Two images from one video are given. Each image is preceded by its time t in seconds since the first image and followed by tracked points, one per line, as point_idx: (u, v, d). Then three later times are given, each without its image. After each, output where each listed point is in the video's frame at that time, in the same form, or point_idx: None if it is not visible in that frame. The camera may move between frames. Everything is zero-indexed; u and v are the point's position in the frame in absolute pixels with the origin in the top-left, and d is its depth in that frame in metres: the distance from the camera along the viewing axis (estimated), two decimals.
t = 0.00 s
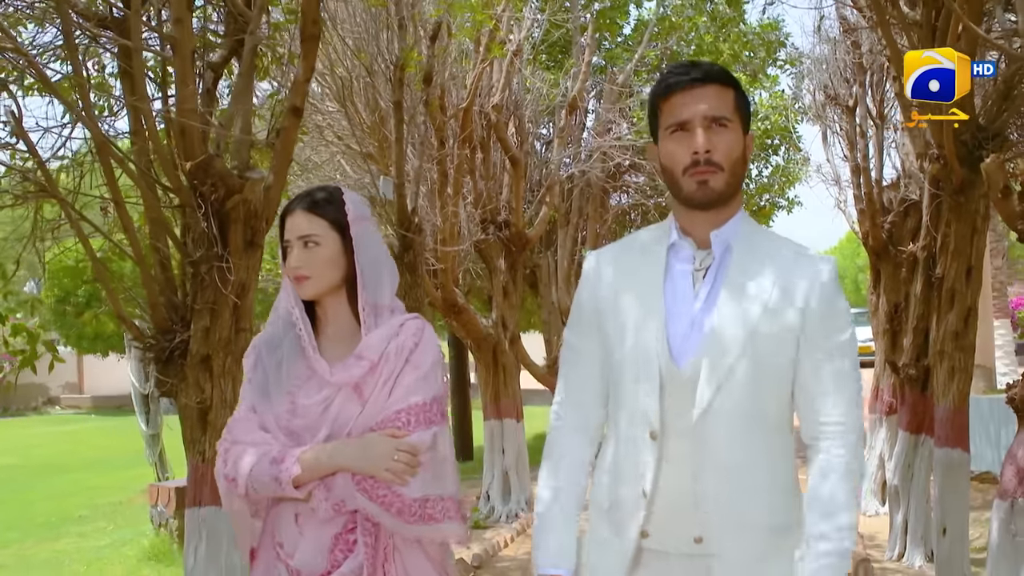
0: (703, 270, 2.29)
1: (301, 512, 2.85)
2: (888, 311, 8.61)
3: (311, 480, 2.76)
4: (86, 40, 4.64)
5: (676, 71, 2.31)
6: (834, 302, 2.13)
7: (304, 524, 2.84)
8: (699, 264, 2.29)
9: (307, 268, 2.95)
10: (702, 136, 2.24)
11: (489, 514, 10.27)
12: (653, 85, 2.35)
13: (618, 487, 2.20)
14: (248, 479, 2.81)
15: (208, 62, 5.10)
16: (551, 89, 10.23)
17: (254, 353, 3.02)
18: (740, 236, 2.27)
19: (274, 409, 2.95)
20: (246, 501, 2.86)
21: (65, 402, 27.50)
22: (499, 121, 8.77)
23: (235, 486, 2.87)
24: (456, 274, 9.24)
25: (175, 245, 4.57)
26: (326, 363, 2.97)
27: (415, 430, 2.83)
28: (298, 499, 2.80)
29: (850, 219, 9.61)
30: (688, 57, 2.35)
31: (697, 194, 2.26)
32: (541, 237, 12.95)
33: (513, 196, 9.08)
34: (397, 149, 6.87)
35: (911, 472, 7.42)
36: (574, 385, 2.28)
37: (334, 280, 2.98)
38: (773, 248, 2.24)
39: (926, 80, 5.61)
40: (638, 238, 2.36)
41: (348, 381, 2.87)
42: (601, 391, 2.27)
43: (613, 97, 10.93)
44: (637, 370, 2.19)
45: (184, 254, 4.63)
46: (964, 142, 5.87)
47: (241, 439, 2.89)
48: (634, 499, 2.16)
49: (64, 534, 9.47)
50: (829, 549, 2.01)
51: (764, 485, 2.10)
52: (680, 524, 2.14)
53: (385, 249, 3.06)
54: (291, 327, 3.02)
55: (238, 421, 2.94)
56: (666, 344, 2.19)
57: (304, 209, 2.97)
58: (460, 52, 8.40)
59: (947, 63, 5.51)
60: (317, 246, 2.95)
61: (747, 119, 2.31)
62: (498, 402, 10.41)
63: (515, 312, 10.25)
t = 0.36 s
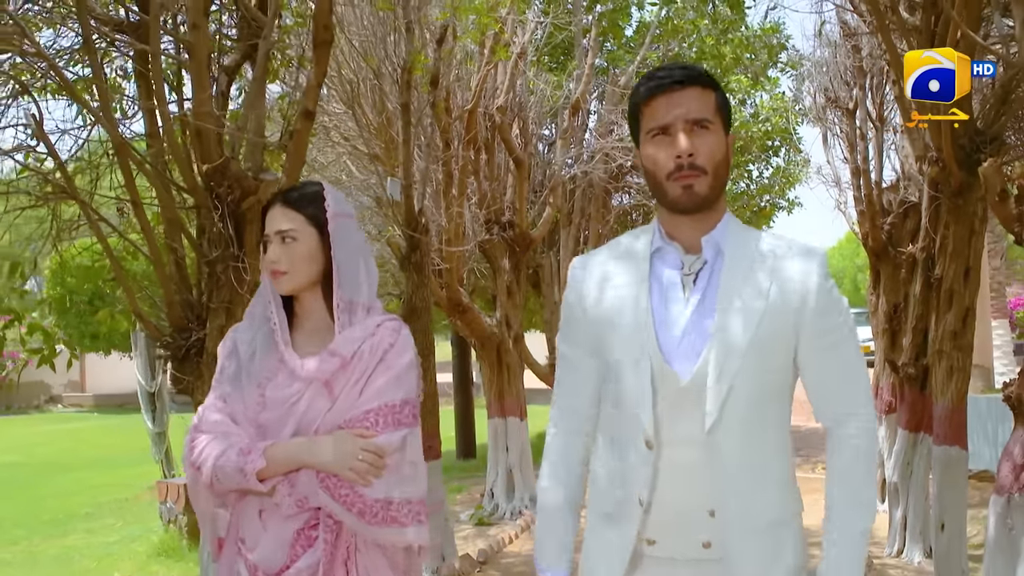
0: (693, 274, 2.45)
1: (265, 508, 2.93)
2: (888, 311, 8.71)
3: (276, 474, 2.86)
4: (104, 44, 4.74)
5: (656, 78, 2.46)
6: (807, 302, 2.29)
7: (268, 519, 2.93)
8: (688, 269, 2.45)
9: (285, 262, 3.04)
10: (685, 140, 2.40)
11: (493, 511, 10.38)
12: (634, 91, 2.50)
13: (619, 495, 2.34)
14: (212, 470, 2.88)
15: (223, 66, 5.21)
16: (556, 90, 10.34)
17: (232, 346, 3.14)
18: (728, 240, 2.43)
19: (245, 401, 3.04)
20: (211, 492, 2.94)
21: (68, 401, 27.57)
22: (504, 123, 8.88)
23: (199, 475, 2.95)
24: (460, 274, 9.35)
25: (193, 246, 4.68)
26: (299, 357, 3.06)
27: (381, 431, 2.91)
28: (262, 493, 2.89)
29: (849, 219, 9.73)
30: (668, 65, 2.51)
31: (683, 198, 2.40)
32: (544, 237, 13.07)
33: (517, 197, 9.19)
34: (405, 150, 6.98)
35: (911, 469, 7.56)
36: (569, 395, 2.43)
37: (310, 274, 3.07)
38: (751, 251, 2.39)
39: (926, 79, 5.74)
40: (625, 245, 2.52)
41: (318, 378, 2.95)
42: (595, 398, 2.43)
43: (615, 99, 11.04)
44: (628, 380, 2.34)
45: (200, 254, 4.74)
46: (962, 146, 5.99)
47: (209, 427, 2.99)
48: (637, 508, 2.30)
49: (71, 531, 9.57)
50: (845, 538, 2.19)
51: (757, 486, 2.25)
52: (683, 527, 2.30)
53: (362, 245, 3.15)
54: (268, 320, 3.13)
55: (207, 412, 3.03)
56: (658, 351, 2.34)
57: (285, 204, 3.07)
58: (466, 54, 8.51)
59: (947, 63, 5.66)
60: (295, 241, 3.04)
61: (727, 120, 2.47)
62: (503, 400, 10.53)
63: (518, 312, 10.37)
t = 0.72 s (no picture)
0: (659, 269, 2.44)
1: (270, 501, 2.93)
2: (886, 311, 8.83)
3: (279, 468, 2.83)
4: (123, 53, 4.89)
5: (607, 80, 2.48)
6: (768, 300, 2.36)
7: (272, 512, 2.93)
8: (656, 265, 2.44)
9: (286, 265, 3.01)
10: (633, 143, 2.40)
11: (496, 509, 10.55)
12: (586, 93, 2.50)
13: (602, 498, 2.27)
14: (217, 466, 2.86)
15: (238, 71, 5.33)
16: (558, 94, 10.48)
17: (229, 346, 3.11)
18: (687, 238, 2.46)
19: (244, 398, 3.01)
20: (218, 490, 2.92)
21: (69, 401, 27.60)
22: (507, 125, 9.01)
23: (205, 472, 2.94)
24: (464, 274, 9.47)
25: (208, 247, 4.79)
26: (296, 357, 3.04)
27: (381, 422, 2.90)
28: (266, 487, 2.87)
29: (847, 220, 9.85)
30: (620, 68, 2.52)
31: (633, 202, 2.41)
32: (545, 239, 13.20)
33: (520, 198, 9.31)
34: (410, 152, 7.10)
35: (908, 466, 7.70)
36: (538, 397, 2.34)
37: (311, 276, 3.04)
38: (710, 252, 2.44)
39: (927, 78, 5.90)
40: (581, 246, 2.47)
41: (317, 373, 2.94)
42: (560, 402, 2.36)
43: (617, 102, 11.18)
44: (611, 375, 2.29)
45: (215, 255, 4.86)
46: (958, 150, 6.12)
47: (210, 426, 2.96)
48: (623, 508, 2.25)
49: (79, 528, 9.67)
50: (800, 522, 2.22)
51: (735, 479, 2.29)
52: (667, 524, 2.27)
53: (359, 245, 3.13)
54: (264, 320, 3.10)
55: (210, 410, 3.01)
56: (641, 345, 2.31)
57: (282, 204, 3.04)
58: (469, 57, 8.64)
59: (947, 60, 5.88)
60: (297, 243, 3.01)
61: (676, 125, 2.48)
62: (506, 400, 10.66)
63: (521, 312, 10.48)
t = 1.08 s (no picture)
0: (620, 268, 2.37)
1: (275, 505, 2.93)
2: (879, 311, 8.95)
3: (287, 473, 2.86)
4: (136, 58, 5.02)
5: (567, 76, 2.35)
6: (727, 297, 2.31)
7: (278, 516, 2.94)
8: (617, 264, 2.36)
9: (293, 267, 2.99)
10: (587, 141, 2.29)
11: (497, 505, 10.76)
12: (550, 86, 2.38)
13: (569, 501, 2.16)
14: (225, 470, 2.89)
15: (247, 76, 5.43)
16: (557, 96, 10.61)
17: (232, 349, 3.11)
18: (647, 233, 2.39)
19: (249, 403, 3.01)
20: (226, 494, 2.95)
21: (68, 401, 27.73)
22: (506, 128, 9.14)
23: (213, 476, 2.96)
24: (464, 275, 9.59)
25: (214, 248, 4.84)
26: (303, 362, 3.04)
27: (387, 430, 2.92)
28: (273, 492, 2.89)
29: (842, 221, 9.99)
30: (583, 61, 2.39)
31: (585, 199, 2.31)
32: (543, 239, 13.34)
33: (518, 200, 9.44)
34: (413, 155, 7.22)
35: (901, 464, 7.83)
36: (499, 401, 2.21)
37: (318, 279, 3.03)
38: (666, 249, 2.37)
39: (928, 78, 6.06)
40: (538, 245, 2.36)
41: (323, 379, 2.93)
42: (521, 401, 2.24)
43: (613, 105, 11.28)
44: (575, 377, 2.19)
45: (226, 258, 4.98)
46: (949, 153, 6.27)
47: (217, 430, 2.97)
48: (592, 509, 2.15)
49: (83, 526, 9.78)
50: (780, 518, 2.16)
51: (704, 478, 2.21)
52: (638, 525, 2.19)
53: (367, 248, 3.12)
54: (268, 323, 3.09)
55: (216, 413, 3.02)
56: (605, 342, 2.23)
57: (287, 206, 3.01)
58: (469, 60, 8.76)
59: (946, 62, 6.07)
60: (304, 245, 3.00)
61: (637, 124, 2.36)
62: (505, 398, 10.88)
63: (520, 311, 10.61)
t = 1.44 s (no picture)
0: (620, 279, 2.52)
1: (286, 509, 2.93)
2: (867, 317, 9.10)
3: (300, 474, 2.86)
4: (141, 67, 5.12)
5: (563, 87, 2.54)
6: (727, 306, 2.45)
7: (289, 520, 2.92)
8: (616, 275, 2.52)
9: (303, 265, 3.03)
10: (572, 151, 2.46)
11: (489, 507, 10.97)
12: (547, 97, 2.56)
13: (570, 509, 2.37)
14: (236, 473, 2.89)
15: (247, 84, 5.56)
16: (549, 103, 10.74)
17: (240, 352, 3.11)
18: (650, 244, 2.54)
19: (259, 406, 3.01)
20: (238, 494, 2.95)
21: (57, 405, 27.76)
22: (499, 135, 9.26)
23: (223, 480, 2.95)
24: (457, 280, 9.71)
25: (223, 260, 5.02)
26: (313, 361, 3.04)
27: (403, 428, 2.92)
28: (285, 494, 2.89)
29: (829, 227, 10.14)
30: (582, 72, 2.57)
31: (572, 207, 2.49)
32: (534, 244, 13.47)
33: (511, 206, 9.56)
34: (408, 162, 7.33)
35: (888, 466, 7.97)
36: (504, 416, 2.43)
37: (329, 277, 3.06)
38: (671, 257, 2.52)
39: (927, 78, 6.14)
40: (546, 259, 2.53)
41: (335, 378, 2.94)
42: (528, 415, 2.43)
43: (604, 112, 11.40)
44: (572, 396, 2.36)
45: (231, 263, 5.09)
46: (934, 163, 6.37)
47: (229, 434, 2.98)
48: (591, 516, 2.34)
49: (78, 529, 9.85)
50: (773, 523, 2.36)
51: (701, 483, 2.37)
52: (637, 529, 2.37)
53: (376, 250, 3.17)
54: (276, 323, 3.09)
55: (226, 417, 3.02)
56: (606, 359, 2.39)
57: (299, 204, 3.06)
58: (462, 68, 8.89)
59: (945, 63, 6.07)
60: (315, 243, 3.04)
61: (630, 132, 2.50)
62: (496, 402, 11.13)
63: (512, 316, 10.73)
